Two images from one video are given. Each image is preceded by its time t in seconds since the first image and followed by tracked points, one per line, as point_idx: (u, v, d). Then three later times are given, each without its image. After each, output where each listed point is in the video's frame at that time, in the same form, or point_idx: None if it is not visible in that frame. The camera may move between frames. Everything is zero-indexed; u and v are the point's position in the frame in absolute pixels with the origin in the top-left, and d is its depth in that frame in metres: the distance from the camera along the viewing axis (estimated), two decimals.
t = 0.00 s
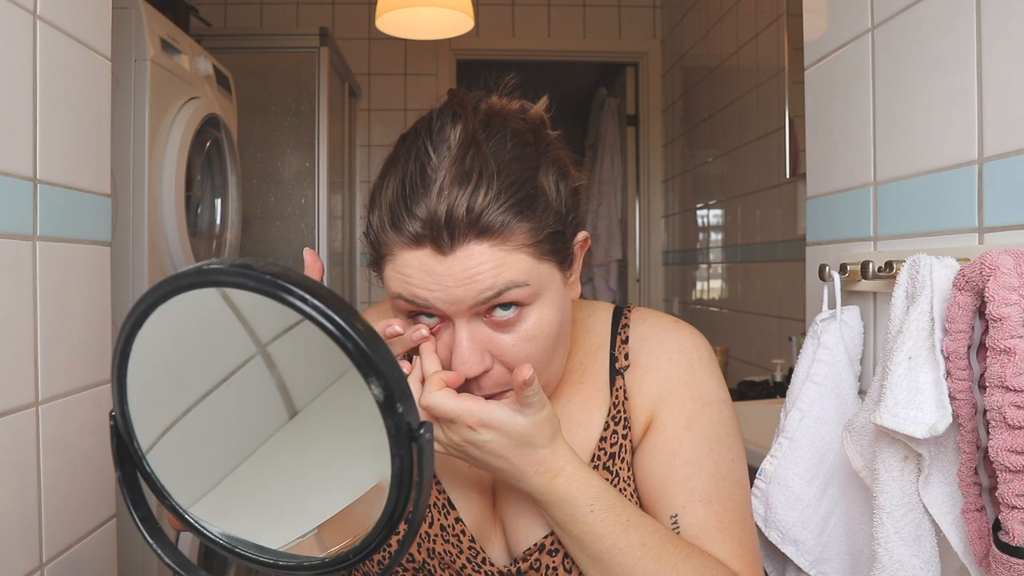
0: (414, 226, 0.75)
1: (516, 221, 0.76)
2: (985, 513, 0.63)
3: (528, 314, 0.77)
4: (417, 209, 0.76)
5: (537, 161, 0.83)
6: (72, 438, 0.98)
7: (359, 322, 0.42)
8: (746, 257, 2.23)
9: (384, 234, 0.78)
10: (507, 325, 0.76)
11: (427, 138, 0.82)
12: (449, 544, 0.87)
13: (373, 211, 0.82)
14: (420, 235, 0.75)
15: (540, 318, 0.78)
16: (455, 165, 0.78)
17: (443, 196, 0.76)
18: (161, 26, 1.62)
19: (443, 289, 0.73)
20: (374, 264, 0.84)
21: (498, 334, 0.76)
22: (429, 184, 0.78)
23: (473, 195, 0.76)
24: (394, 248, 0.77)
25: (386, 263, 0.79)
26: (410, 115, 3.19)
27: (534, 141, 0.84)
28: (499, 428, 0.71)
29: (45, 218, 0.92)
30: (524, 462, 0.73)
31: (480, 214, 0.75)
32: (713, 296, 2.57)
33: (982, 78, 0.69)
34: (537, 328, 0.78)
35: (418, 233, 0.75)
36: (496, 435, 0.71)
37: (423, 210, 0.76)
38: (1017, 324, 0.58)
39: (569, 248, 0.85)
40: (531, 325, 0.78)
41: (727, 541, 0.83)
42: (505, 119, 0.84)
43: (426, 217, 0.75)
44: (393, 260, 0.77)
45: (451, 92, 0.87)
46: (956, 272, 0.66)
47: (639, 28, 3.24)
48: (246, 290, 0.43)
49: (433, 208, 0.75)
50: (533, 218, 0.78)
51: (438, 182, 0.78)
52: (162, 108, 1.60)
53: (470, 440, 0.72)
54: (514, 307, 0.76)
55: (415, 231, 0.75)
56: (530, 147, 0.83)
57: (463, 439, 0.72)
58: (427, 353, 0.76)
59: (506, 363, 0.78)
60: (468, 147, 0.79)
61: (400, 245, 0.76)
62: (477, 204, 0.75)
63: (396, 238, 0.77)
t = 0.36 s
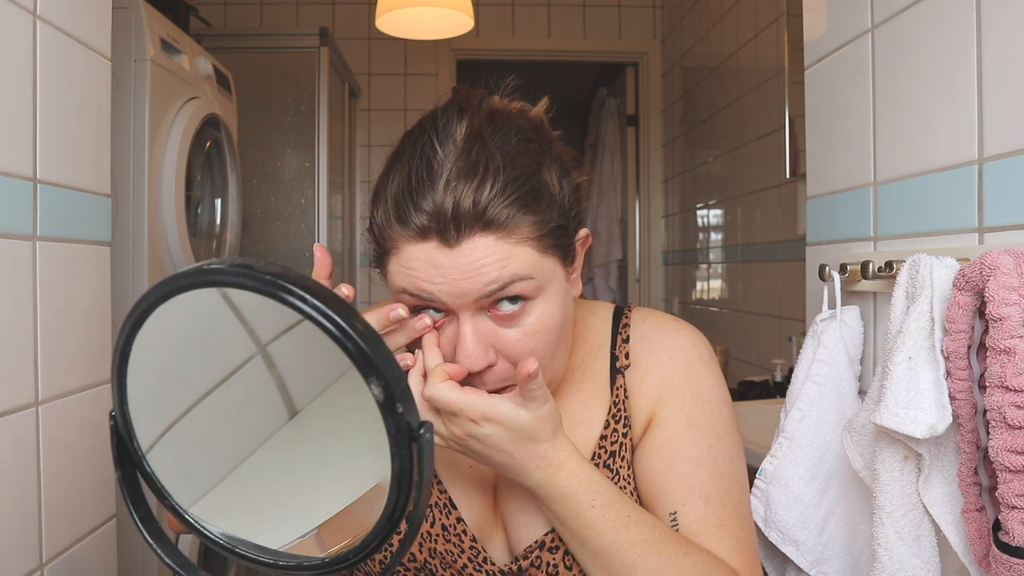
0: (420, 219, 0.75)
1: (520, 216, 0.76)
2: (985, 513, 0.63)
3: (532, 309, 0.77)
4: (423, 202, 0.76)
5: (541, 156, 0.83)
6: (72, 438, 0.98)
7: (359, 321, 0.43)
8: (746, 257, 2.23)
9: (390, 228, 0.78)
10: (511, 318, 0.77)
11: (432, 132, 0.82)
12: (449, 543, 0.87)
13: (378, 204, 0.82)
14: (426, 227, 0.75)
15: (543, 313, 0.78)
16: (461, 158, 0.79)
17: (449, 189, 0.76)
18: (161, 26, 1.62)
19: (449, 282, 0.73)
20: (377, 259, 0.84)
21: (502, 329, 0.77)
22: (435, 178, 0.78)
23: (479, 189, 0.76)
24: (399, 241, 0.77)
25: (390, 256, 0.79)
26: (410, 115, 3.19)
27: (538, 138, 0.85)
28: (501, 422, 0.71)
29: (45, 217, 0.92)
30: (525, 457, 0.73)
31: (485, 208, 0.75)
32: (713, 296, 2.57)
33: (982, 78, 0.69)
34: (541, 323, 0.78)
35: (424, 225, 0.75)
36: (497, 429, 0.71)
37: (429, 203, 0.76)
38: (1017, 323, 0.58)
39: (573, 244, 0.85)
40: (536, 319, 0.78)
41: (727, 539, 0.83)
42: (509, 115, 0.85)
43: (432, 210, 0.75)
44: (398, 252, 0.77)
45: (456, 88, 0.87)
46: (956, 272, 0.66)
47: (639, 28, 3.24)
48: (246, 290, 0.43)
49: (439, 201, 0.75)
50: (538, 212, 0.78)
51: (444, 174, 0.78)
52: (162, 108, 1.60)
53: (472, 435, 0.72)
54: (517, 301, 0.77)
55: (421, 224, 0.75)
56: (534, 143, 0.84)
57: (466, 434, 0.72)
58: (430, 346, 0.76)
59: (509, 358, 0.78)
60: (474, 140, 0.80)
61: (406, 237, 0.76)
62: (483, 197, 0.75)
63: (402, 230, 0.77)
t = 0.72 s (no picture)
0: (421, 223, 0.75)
1: (522, 218, 0.76)
2: (985, 513, 0.63)
3: (531, 310, 0.77)
4: (425, 205, 0.76)
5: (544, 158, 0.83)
6: (71, 438, 0.98)
7: (359, 321, 0.42)
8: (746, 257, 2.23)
9: (393, 229, 0.78)
10: (511, 319, 0.77)
11: (435, 134, 0.82)
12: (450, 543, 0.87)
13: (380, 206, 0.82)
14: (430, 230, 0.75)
15: (543, 314, 0.78)
16: (463, 160, 0.79)
17: (451, 189, 0.76)
18: (162, 26, 1.62)
19: (452, 282, 0.73)
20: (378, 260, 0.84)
21: (503, 331, 0.77)
22: (437, 178, 0.78)
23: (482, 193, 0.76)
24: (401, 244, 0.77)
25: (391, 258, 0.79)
26: (410, 115, 3.19)
27: (541, 140, 0.85)
28: (504, 422, 0.71)
29: (45, 218, 0.92)
30: (527, 456, 0.73)
31: (488, 210, 0.75)
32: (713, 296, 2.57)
33: (982, 78, 0.69)
34: (540, 325, 0.78)
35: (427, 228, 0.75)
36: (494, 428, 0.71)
37: (430, 205, 0.76)
38: (1017, 323, 0.58)
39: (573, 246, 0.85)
40: (535, 321, 0.78)
41: (728, 538, 0.83)
42: (512, 118, 0.85)
43: (434, 212, 0.75)
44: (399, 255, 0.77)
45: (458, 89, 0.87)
46: (956, 272, 0.66)
47: (639, 28, 3.24)
48: (246, 290, 0.43)
49: (441, 204, 0.75)
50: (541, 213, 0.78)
51: (444, 176, 0.78)
52: (162, 108, 1.60)
53: (475, 435, 0.72)
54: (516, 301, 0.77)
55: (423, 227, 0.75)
56: (537, 145, 0.84)
57: (468, 434, 0.72)
58: (433, 347, 0.76)
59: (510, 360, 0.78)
60: (476, 142, 0.80)
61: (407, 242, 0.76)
62: (484, 199, 0.75)
63: (404, 231, 0.77)
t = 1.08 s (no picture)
0: (450, 192, 0.83)
1: (551, 217, 0.84)
2: (985, 513, 0.63)
3: (538, 304, 0.85)
4: (456, 183, 0.82)
5: (564, 124, 0.88)
6: (72, 438, 0.98)
7: (359, 321, 0.42)
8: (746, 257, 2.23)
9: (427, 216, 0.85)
10: (517, 310, 0.84)
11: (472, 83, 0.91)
12: (452, 544, 0.87)
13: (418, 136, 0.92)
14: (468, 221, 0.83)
15: (553, 307, 0.86)
16: (488, 111, 0.86)
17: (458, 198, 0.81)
18: (161, 26, 1.62)
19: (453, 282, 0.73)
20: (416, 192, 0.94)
21: (508, 319, 0.84)
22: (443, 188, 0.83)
23: (509, 169, 0.81)
24: (432, 167, 0.87)
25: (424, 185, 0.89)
26: (410, 115, 3.20)
27: (566, 109, 0.90)
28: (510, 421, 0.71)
29: (45, 218, 0.92)
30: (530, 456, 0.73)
31: (521, 201, 0.81)
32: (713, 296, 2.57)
33: (982, 78, 0.69)
34: (548, 318, 0.86)
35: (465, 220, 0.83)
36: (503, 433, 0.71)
37: (465, 188, 0.82)
38: (1017, 323, 0.58)
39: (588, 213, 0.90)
40: (544, 313, 0.85)
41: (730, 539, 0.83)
42: (542, 86, 0.91)
43: (470, 198, 0.81)
44: (430, 224, 0.86)
45: (503, 53, 0.96)
46: (956, 272, 0.66)
47: (639, 28, 3.24)
48: (246, 290, 0.43)
49: (468, 171, 0.82)
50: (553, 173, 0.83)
51: (469, 123, 0.85)
52: (162, 108, 1.60)
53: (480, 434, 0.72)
54: (522, 293, 0.84)
55: (458, 215, 0.83)
56: (560, 113, 0.89)
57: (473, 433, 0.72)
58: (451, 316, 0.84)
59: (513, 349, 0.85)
60: (504, 102, 0.86)
61: (437, 211, 0.84)
62: (520, 189, 0.81)
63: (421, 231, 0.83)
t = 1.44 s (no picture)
0: (444, 200, 0.82)
1: (544, 229, 0.84)
2: (985, 513, 0.63)
3: (528, 316, 0.85)
4: (451, 191, 0.82)
5: (557, 132, 0.89)
6: (72, 438, 0.98)
7: (359, 321, 0.42)
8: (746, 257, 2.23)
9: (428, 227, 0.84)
10: (508, 322, 0.84)
11: (463, 89, 0.90)
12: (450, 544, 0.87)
13: (409, 141, 0.91)
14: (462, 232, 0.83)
15: (543, 320, 0.86)
16: (482, 120, 0.85)
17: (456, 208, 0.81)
18: (161, 26, 1.62)
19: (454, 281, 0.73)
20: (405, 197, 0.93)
21: (498, 330, 0.84)
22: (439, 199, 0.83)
23: (503, 179, 0.81)
24: (424, 174, 0.87)
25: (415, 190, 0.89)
26: (410, 115, 3.20)
27: (559, 117, 0.90)
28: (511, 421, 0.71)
29: (45, 218, 0.92)
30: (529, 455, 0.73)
31: (515, 213, 0.81)
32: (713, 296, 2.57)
33: (982, 79, 0.69)
34: (538, 330, 0.86)
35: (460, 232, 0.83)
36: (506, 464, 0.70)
37: (460, 197, 0.81)
38: (1017, 323, 0.58)
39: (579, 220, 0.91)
40: (534, 325, 0.86)
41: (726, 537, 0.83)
42: (534, 93, 0.91)
43: (465, 207, 0.81)
44: (423, 230, 0.86)
45: (495, 55, 0.95)
46: (956, 272, 0.66)
47: (639, 28, 3.24)
48: (247, 290, 0.43)
49: (462, 181, 0.82)
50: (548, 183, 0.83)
51: (462, 132, 0.85)
52: (162, 108, 1.60)
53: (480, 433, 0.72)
54: (512, 304, 0.83)
55: (451, 223, 0.82)
56: (553, 120, 0.89)
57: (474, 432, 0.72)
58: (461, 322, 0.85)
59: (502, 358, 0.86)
60: (498, 111, 0.86)
61: (430, 218, 0.84)
62: (515, 200, 0.81)
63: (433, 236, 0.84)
